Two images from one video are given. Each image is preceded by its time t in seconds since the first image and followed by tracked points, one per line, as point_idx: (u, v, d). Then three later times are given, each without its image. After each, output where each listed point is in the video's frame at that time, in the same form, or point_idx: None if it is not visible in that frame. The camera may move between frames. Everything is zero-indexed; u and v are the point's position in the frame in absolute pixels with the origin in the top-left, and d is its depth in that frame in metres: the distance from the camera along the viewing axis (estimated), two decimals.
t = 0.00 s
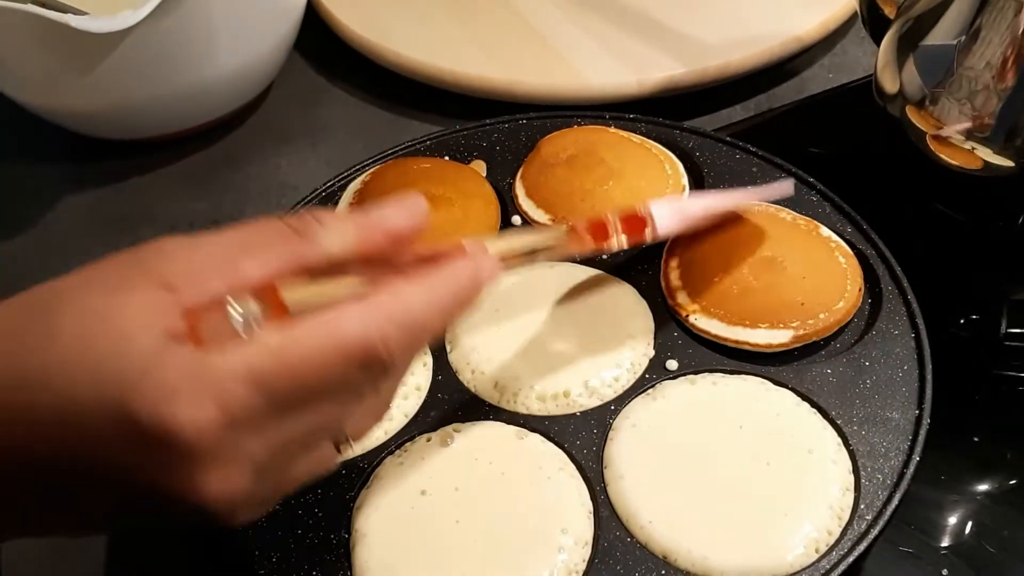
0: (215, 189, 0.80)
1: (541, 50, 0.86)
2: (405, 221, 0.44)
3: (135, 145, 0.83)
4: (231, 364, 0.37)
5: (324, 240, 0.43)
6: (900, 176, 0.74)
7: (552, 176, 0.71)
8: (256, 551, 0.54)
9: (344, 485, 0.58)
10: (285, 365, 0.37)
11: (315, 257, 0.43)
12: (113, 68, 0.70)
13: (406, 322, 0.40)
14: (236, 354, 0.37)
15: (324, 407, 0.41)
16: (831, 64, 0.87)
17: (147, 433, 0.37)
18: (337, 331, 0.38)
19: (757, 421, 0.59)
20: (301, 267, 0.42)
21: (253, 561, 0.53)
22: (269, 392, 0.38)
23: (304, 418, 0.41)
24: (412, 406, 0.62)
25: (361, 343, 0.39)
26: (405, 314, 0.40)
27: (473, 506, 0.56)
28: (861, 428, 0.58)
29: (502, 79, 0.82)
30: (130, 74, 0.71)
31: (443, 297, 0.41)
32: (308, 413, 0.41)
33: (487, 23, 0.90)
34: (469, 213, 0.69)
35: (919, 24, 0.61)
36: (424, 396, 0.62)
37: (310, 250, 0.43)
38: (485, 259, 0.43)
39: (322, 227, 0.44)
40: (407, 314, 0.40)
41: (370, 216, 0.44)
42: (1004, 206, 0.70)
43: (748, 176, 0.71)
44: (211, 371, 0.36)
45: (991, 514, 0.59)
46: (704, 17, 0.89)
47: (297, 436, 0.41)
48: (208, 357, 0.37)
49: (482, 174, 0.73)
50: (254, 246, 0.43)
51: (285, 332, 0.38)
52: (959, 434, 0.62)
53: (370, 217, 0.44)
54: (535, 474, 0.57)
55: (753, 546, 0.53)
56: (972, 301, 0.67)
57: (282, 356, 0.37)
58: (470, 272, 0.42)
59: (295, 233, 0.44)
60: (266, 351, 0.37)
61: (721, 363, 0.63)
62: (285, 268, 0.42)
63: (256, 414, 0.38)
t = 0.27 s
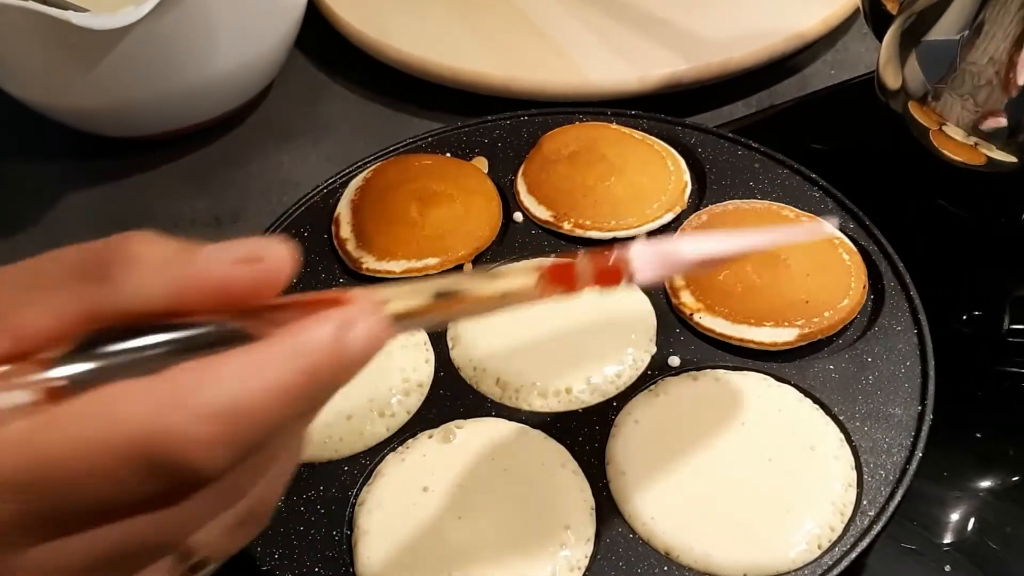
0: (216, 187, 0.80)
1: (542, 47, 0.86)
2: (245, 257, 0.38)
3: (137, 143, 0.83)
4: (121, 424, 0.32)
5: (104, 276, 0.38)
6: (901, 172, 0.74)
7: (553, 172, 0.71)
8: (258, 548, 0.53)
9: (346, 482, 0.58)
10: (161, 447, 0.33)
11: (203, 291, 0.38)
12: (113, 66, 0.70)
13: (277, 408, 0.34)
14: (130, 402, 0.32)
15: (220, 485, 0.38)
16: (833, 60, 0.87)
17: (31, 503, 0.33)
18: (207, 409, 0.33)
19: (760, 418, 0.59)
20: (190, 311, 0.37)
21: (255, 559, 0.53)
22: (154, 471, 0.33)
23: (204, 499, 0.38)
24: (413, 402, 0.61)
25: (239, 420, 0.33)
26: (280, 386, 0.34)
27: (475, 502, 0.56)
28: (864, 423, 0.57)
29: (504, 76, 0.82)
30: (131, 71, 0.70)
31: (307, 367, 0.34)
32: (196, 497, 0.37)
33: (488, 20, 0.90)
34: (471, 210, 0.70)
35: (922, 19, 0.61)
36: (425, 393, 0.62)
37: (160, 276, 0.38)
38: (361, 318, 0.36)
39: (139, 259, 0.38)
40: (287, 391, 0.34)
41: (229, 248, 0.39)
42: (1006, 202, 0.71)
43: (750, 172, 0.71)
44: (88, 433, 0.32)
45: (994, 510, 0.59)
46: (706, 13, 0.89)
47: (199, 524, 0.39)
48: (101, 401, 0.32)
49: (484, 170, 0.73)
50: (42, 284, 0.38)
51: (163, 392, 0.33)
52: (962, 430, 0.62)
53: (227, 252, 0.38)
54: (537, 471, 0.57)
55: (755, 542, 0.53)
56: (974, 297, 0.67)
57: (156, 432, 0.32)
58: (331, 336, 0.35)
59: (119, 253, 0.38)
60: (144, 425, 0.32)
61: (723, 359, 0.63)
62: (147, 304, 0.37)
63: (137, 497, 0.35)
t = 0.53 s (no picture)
0: (221, 184, 0.80)
1: (547, 44, 0.85)
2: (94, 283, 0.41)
3: (141, 141, 0.83)
4: None
5: None
6: (908, 170, 0.74)
7: (559, 170, 0.71)
8: (263, 547, 0.53)
9: (352, 480, 0.57)
10: (51, 425, 0.31)
11: (56, 310, 0.40)
12: (118, 63, 0.70)
13: (161, 394, 0.33)
14: (34, 370, 0.31)
15: (90, 471, 0.36)
16: (839, 57, 0.87)
17: None
18: (98, 387, 0.32)
19: (768, 416, 0.59)
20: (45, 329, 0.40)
21: (261, 558, 0.53)
22: (37, 446, 0.31)
23: (76, 479, 0.36)
24: (420, 401, 0.61)
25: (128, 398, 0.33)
26: (162, 380, 0.33)
27: (481, 501, 0.56)
28: (872, 422, 0.57)
29: (509, 73, 0.82)
30: (135, 68, 0.70)
31: (184, 374, 0.34)
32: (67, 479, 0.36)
33: (493, 17, 0.89)
34: (477, 208, 0.69)
35: (930, 16, 0.60)
36: (432, 391, 0.62)
37: None
38: (222, 342, 0.35)
39: None
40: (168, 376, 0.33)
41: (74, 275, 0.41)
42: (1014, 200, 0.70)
43: (757, 170, 0.71)
44: None
45: (1001, 509, 0.58)
46: (712, 10, 0.88)
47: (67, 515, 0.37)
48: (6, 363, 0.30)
49: (490, 168, 0.73)
50: None
51: (76, 368, 0.31)
52: (969, 428, 0.62)
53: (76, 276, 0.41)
54: (544, 469, 0.57)
55: (763, 541, 0.52)
56: (981, 295, 0.67)
57: (47, 409, 0.31)
58: (197, 356, 0.34)
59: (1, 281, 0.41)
60: (40, 399, 0.31)
61: (730, 357, 0.63)
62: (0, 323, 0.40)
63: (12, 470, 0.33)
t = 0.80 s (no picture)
0: (222, 184, 0.80)
1: (549, 43, 0.85)
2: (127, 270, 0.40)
3: (142, 140, 0.83)
4: None
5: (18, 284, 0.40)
6: (909, 170, 0.74)
7: (561, 169, 0.71)
8: (264, 547, 0.53)
9: (353, 480, 0.57)
10: (91, 393, 0.31)
11: (93, 294, 0.39)
12: (118, 63, 0.69)
13: (193, 373, 0.33)
14: (77, 335, 0.31)
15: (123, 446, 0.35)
16: (841, 57, 0.87)
17: None
18: (135, 357, 0.32)
19: (770, 416, 0.58)
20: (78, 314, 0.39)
21: (262, 557, 0.53)
22: (76, 405, 0.31)
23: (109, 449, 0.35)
24: (421, 400, 0.61)
25: (160, 373, 0.32)
26: (192, 360, 0.33)
27: (482, 501, 0.56)
28: (874, 422, 0.57)
29: (510, 73, 0.82)
30: (136, 67, 0.70)
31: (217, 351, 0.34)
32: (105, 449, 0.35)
33: (494, 16, 0.89)
34: (478, 207, 0.69)
35: (932, 15, 0.61)
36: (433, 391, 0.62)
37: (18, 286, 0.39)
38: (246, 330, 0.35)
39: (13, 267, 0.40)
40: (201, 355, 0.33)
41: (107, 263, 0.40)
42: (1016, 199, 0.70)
43: (759, 169, 0.71)
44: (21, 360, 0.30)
45: (1003, 509, 0.58)
46: (713, 10, 0.88)
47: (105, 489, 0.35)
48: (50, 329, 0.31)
49: (491, 167, 0.73)
50: None
51: (114, 340, 0.32)
52: (971, 428, 0.62)
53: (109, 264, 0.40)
54: (545, 469, 0.57)
55: (765, 541, 0.52)
56: (983, 295, 0.67)
57: (89, 374, 0.31)
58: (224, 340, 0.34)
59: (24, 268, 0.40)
60: (85, 361, 0.31)
61: (732, 357, 0.63)
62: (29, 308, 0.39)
63: (48, 430, 0.32)
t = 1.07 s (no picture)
0: (224, 182, 0.80)
1: (552, 42, 0.85)
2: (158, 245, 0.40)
3: (145, 139, 0.83)
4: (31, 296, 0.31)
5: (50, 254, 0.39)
6: (913, 169, 0.74)
7: (564, 168, 0.71)
8: (268, 547, 0.53)
9: (357, 479, 0.57)
10: (120, 346, 0.32)
11: (124, 265, 0.39)
12: (120, 61, 0.69)
13: (217, 338, 0.34)
14: (113, 293, 0.32)
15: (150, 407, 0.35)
16: (845, 55, 0.87)
17: None
18: (165, 316, 0.33)
19: (774, 416, 0.58)
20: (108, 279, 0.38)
21: (266, 557, 0.53)
22: (106, 357, 0.32)
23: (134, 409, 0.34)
24: (424, 399, 0.61)
25: (186, 338, 0.33)
26: (218, 327, 0.34)
27: (486, 500, 0.56)
28: (878, 422, 0.57)
29: (513, 71, 0.81)
30: (139, 65, 0.70)
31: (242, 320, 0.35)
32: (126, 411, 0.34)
33: (497, 15, 0.89)
34: (482, 206, 0.69)
35: (935, 15, 0.61)
36: (436, 390, 0.62)
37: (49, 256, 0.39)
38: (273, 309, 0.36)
39: (46, 242, 0.40)
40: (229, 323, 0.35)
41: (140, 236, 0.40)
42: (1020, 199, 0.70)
43: (762, 169, 0.71)
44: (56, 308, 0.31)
45: (1007, 508, 0.58)
46: (717, 8, 0.88)
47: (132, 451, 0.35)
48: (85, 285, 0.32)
49: (494, 166, 0.73)
50: None
51: (146, 300, 0.33)
52: (975, 428, 0.62)
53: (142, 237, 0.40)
54: (549, 469, 0.57)
55: (769, 541, 0.52)
56: (986, 294, 0.67)
57: (118, 329, 0.32)
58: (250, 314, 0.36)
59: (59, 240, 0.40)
60: (115, 316, 0.32)
61: (735, 357, 0.63)
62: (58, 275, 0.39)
63: (81, 383, 0.32)
